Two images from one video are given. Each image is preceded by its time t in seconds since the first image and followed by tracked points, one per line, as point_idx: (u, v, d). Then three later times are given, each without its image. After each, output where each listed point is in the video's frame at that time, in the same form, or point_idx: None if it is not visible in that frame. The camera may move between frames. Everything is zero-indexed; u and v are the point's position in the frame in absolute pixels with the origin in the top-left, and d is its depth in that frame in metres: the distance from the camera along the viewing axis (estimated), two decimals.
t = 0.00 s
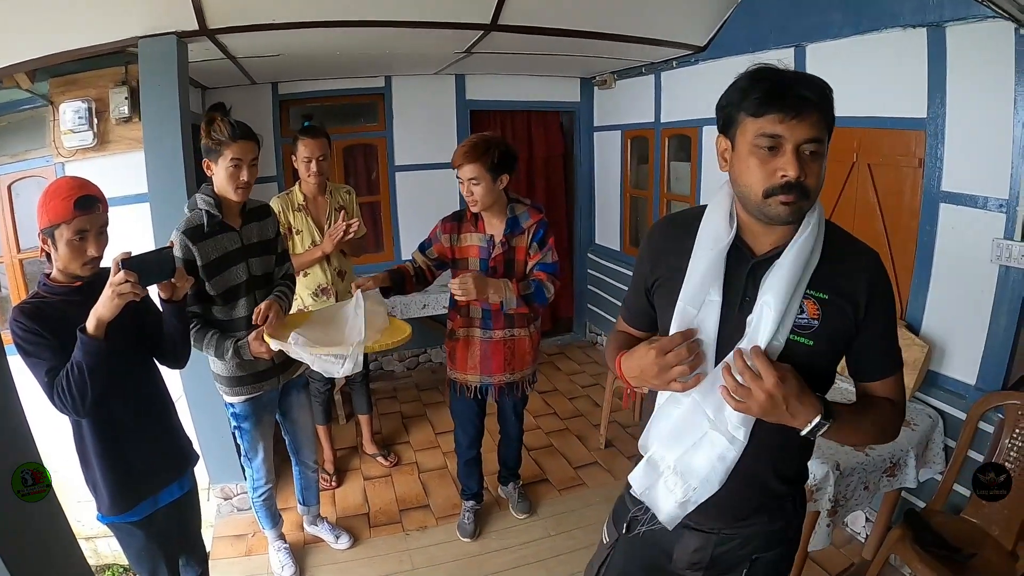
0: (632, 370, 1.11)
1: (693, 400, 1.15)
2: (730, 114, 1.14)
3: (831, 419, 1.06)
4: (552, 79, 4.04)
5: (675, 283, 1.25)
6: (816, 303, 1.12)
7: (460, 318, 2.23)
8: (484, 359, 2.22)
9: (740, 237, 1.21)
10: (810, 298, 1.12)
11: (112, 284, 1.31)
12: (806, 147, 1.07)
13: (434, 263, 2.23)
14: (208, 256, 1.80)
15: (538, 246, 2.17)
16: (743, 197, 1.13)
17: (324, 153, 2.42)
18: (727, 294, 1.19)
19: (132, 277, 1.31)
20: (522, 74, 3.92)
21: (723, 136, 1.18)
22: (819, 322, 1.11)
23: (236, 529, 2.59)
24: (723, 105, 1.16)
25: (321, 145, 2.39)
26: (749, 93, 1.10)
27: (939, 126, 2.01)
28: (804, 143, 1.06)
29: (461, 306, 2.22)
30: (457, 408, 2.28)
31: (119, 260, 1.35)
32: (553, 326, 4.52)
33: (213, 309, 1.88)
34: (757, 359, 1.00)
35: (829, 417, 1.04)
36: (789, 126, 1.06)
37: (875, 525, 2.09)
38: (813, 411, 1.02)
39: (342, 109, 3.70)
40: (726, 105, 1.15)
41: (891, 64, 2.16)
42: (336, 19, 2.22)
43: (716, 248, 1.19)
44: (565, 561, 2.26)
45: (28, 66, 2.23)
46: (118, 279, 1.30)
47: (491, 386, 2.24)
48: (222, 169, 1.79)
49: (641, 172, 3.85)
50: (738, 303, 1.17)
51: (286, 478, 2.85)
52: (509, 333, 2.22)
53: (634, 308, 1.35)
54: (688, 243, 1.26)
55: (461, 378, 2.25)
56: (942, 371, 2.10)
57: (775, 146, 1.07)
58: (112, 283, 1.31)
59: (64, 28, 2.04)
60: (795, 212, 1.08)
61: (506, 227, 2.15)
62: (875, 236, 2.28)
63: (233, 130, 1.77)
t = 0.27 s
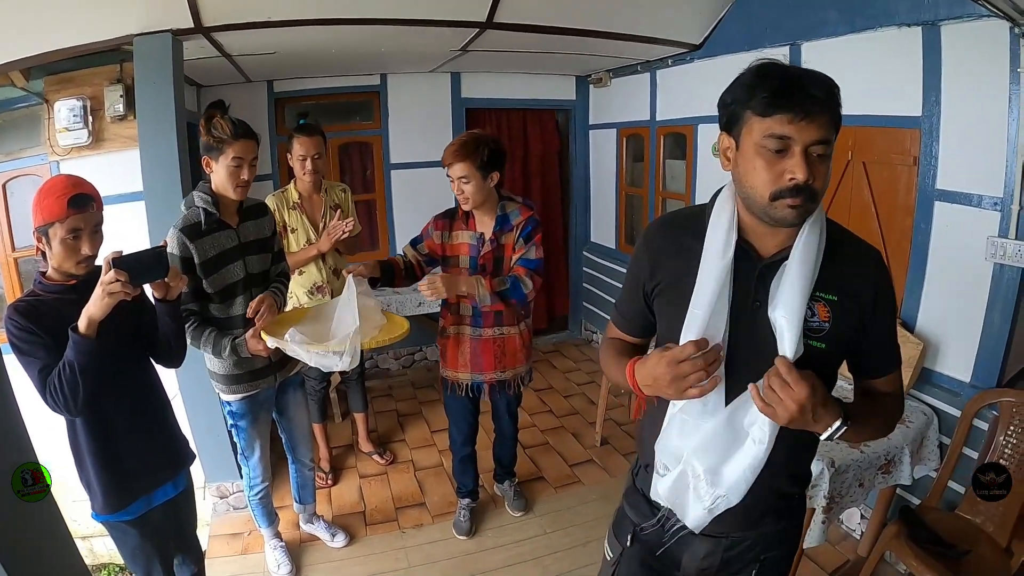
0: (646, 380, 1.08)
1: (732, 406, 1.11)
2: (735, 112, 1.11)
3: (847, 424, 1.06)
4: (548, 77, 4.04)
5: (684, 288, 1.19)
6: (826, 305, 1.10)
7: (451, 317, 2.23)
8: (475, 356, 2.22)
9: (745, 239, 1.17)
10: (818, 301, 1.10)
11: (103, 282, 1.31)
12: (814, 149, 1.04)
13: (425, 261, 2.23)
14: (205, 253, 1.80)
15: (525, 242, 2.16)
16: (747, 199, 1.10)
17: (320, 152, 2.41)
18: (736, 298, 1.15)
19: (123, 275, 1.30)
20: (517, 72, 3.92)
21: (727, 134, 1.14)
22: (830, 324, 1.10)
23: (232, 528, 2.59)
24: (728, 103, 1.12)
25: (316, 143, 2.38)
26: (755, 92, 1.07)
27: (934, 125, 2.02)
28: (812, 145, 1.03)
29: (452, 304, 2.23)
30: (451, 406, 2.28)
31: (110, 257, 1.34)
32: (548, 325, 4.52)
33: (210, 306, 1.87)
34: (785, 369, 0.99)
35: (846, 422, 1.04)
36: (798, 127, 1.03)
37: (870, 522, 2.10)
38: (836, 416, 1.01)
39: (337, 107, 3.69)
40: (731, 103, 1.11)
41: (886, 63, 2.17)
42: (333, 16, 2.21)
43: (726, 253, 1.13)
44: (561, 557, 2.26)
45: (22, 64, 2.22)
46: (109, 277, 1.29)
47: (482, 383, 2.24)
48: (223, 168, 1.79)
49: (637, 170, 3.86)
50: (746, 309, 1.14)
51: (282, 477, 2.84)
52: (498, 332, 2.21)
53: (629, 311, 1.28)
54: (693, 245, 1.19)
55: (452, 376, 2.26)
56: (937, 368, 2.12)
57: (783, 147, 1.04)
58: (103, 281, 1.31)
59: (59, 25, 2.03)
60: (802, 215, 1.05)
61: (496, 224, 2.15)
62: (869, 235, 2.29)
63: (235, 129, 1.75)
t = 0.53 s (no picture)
0: (675, 397, 1.01)
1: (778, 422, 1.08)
2: (745, 112, 1.05)
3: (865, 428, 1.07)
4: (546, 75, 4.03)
5: (695, 300, 1.12)
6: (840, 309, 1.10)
7: (444, 314, 2.24)
8: (466, 353, 2.22)
9: (756, 243, 1.11)
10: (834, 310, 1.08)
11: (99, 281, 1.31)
12: (827, 155, 0.99)
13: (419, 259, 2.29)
14: (206, 251, 1.81)
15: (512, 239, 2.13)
16: (756, 206, 1.05)
17: (319, 149, 2.41)
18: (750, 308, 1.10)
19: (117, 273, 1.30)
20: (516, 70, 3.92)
21: (735, 134, 1.09)
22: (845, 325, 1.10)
23: (231, 526, 2.59)
24: (737, 103, 1.06)
25: (315, 141, 2.38)
26: (766, 95, 1.02)
27: (932, 124, 2.03)
28: (825, 151, 0.99)
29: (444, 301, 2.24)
30: (448, 404, 2.29)
31: (106, 255, 1.33)
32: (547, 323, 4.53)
33: (211, 304, 1.87)
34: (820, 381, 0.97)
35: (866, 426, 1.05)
36: (812, 132, 0.98)
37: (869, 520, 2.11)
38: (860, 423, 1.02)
39: (336, 104, 3.69)
40: (739, 104, 1.06)
41: (885, 61, 2.17)
42: (332, 14, 2.21)
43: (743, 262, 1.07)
44: (561, 554, 2.27)
45: (21, 61, 2.22)
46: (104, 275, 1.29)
47: (475, 381, 2.24)
48: (230, 167, 1.80)
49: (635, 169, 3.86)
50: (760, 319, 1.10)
51: (281, 474, 2.84)
52: (488, 330, 2.21)
53: (631, 325, 1.18)
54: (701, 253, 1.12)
55: (445, 373, 2.27)
56: (935, 366, 2.13)
57: (796, 154, 0.99)
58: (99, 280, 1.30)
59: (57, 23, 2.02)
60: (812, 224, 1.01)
61: (486, 222, 2.15)
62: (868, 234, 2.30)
63: (244, 130, 1.77)
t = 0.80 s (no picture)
0: (708, 437, 0.95)
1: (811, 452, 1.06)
2: (764, 120, 0.96)
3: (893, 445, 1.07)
4: (546, 72, 4.02)
5: (710, 317, 1.04)
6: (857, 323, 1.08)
7: (436, 312, 2.26)
8: (457, 352, 2.24)
9: (771, 252, 1.05)
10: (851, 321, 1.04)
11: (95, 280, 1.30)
12: (850, 168, 0.93)
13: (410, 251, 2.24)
14: (211, 248, 1.82)
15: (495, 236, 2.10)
16: (770, 218, 0.98)
17: (318, 147, 2.41)
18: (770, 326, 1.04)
19: (113, 273, 1.30)
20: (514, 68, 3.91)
21: (751, 140, 1.00)
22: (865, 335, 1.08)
23: (231, 524, 2.59)
24: (755, 106, 0.98)
25: (315, 138, 2.37)
26: (786, 102, 0.93)
27: (932, 123, 2.03)
28: (849, 165, 0.92)
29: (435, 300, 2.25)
30: (444, 402, 2.30)
31: (101, 255, 1.32)
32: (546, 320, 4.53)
33: (214, 301, 1.88)
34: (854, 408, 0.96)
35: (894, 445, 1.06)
36: (835, 146, 0.91)
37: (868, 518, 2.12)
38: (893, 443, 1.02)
39: (335, 102, 3.68)
40: (757, 108, 0.97)
41: (884, 60, 2.17)
42: (331, 12, 2.21)
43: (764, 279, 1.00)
44: (560, 551, 2.28)
45: (20, 58, 2.21)
46: (100, 275, 1.29)
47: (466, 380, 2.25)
48: (237, 166, 1.82)
49: (634, 167, 3.86)
50: (776, 339, 1.04)
51: (281, 471, 2.84)
52: (472, 329, 2.22)
53: (633, 341, 1.09)
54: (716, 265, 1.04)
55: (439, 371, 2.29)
56: (934, 365, 2.13)
57: (817, 168, 0.92)
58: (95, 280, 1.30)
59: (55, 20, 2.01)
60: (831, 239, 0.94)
61: (475, 220, 2.15)
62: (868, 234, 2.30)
63: (250, 128, 1.78)
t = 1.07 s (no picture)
0: (752, 476, 0.85)
1: (859, 490, 1.03)
2: (797, 126, 0.86)
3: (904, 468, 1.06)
4: (545, 70, 4.02)
5: (734, 344, 0.95)
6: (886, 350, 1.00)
7: (425, 312, 2.23)
8: (448, 353, 2.22)
9: (798, 270, 0.96)
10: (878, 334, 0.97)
11: (94, 281, 1.30)
12: (892, 181, 0.84)
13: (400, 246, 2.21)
14: (217, 244, 1.82)
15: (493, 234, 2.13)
16: (803, 235, 0.89)
17: (317, 144, 2.40)
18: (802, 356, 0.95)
19: (111, 273, 1.30)
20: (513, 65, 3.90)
21: (779, 144, 0.90)
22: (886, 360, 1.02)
23: (230, 522, 2.59)
24: (786, 109, 0.87)
25: (314, 135, 2.37)
26: (824, 105, 0.83)
27: (932, 122, 2.03)
28: (892, 178, 0.84)
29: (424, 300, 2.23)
30: (443, 405, 2.29)
31: (100, 255, 1.32)
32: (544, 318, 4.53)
33: (218, 296, 1.88)
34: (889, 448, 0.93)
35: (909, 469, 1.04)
36: (880, 157, 0.82)
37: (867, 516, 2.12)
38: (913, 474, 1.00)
39: (334, 98, 3.67)
40: (787, 111, 0.87)
41: (885, 59, 2.17)
42: (330, 9, 2.20)
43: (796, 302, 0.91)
44: (559, 548, 2.28)
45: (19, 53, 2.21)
46: (97, 275, 1.29)
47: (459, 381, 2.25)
48: (242, 161, 1.83)
49: (633, 164, 3.86)
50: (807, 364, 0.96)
51: (280, 469, 2.84)
52: (467, 328, 2.20)
53: (644, 363, 0.97)
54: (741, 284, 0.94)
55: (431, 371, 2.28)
56: (934, 363, 2.14)
57: (858, 181, 0.83)
58: (93, 281, 1.30)
59: (53, 16, 2.00)
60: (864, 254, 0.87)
61: (470, 219, 2.17)
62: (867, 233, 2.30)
63: (255, 121, 1.80)
